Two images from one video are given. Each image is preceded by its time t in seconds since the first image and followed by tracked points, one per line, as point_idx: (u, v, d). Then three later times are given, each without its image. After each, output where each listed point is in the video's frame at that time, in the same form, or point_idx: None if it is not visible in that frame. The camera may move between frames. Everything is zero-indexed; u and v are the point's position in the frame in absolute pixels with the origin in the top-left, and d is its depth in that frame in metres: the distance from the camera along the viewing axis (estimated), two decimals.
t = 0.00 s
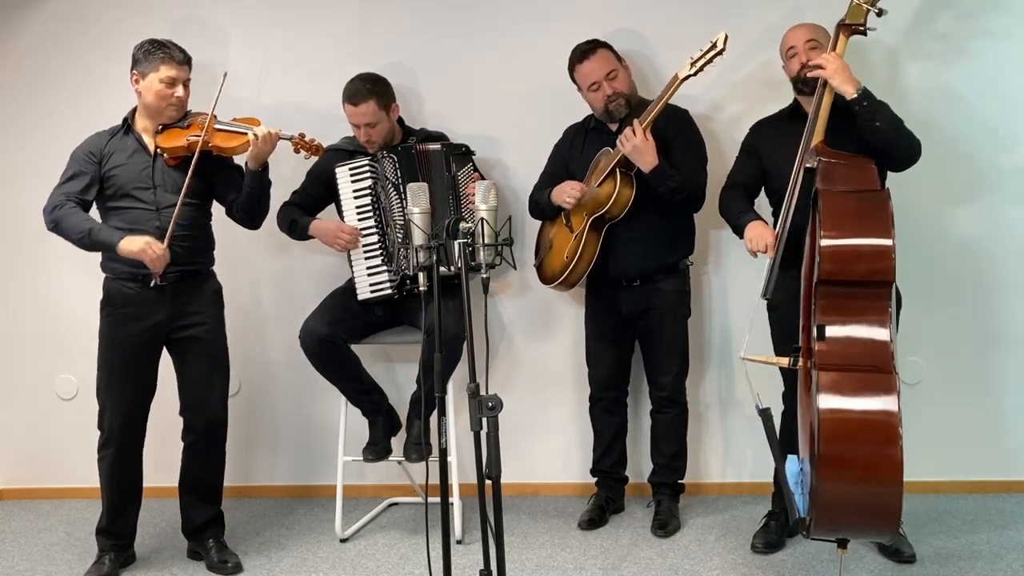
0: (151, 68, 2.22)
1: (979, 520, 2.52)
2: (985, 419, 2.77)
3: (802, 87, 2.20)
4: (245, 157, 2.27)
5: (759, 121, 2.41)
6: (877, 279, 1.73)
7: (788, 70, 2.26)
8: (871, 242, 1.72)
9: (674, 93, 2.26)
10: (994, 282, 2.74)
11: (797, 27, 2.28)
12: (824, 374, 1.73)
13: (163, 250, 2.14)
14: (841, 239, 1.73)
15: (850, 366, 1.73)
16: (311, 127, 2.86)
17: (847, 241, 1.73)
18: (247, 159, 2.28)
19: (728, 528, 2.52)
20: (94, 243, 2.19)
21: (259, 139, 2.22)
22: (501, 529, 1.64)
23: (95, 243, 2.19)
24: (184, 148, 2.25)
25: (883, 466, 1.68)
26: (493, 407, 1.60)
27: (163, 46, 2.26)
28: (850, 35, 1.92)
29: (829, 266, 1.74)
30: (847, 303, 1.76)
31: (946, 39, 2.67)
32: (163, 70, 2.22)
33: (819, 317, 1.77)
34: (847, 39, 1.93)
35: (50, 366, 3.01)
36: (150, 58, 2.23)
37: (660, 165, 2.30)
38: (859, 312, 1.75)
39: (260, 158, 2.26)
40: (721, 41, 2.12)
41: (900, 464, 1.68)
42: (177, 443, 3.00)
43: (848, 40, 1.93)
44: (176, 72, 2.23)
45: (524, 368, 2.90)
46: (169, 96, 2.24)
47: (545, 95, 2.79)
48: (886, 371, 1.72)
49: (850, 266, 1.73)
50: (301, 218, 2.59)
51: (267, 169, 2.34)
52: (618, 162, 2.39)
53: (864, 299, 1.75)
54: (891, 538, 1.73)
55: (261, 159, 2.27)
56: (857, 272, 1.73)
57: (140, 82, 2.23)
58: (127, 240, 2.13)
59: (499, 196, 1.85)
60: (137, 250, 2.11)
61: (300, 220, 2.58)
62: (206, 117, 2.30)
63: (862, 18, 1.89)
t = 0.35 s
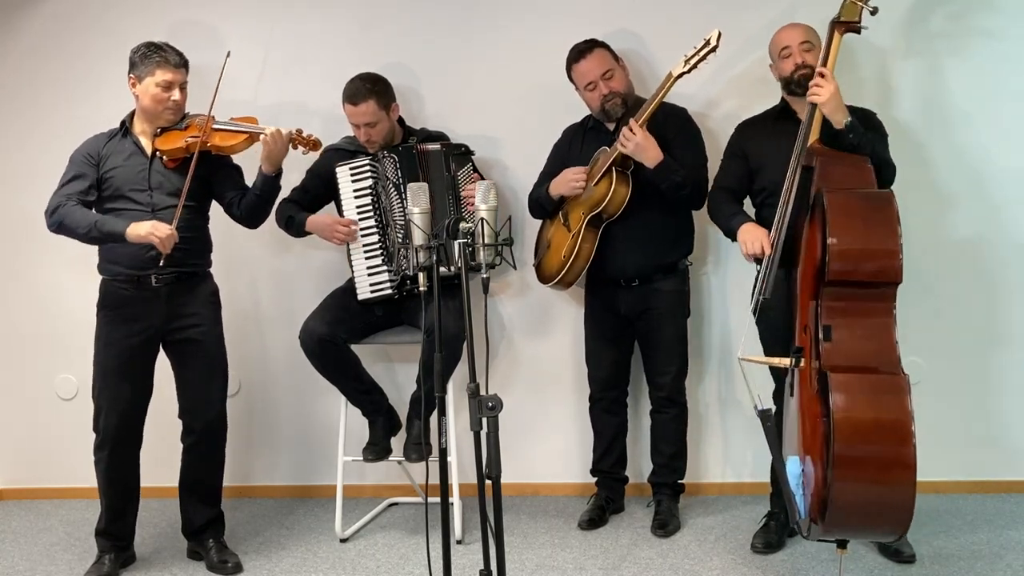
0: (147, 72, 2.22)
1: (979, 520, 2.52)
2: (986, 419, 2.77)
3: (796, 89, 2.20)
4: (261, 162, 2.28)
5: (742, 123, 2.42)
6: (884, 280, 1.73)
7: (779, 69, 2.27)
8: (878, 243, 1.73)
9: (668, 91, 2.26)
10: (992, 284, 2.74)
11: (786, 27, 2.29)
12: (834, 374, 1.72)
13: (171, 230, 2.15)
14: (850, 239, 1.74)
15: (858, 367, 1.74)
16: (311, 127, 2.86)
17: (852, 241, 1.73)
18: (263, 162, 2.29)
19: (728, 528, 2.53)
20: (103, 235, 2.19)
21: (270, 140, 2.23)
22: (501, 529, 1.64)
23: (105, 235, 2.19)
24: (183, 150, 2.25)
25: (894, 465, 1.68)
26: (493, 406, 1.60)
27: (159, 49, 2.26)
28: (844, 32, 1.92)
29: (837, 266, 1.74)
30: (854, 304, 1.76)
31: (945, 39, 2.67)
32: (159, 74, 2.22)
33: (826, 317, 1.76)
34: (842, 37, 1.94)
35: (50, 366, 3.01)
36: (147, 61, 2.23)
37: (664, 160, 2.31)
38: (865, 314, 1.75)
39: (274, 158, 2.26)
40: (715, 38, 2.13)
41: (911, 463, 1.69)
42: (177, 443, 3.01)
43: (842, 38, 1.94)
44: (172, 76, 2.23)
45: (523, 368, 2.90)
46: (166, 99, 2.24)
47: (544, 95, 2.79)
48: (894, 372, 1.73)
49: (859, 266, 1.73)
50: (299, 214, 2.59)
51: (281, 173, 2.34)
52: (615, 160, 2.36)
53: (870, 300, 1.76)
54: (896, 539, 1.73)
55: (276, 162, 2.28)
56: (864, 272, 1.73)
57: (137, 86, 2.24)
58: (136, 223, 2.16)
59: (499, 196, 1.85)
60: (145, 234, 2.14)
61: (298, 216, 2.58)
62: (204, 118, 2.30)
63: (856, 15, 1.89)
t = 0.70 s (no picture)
0: (147, 71, 2.22)
1: (979, 520, 2.52)
2: (987, 419, 2.77)
3: (792, 88, 2.22)
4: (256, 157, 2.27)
5: (733, 125, 2.43)
6: (891, 280, 1.74)
7: (772, 66, 2.27)
8: (886, 243, 1.73)
9: (667, 79, 2.29)
10: (993, 283, 2.74)
11: (782, 27, 2.30)
12: (843, 374, 1.71)
13: (173, 228, 2.13)
14: (857, 238, 1.74)
15: (865, 367, 1.74)
16: (311, 127, 2.86)
17: (860, 241, 1.73)
18: (257, 158, 2.27)
19: (728, 528, 2.52)
20: (104, 237, 2.18)
21: (271, 137, 2.22)
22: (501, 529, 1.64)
23: (106, 237, 2.18)
24: (181, 149, 2.25)
25: (903, 465, 1.68)
26: (493, 406, 1.60)
27: (159, 48, 2.26)
28: (847, 32, 1.92)
29: (846, 265, 1.73)
30: (860, 305, 1.76)
31: (945, 39, 2.67)
32: (159, 72, 2.22)
33: (834, 317, 1.76)
34: (845, 36, 1.93)
35: (50, 366, 3.01)
36: (146, 60, 2.23)
37: (660, 148, 2.33)
38: (872, 314, 1.76)
39: (270, 156, 2.26)
40: (712, 23, 2.18)
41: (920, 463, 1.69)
42: (177, 442, 3.00)
43: (845, 36, 1.94)
44: (172, 74, 2.23)
45: (523, 368, 2.90)
46: (166, 98, 2.24)
47: (544, 95, 2.79)
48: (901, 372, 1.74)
49: (867, 266, 1.73)
50: (298, 210, 2.59)
51: (276, 168, 2.33)
52: (613, 151, 2.39)
53: (876, 300, 1.76)
54: (899, 540, 1.74)
55: (271, 159, 2.27)
56: (871, 272, 1.74)
57: (137, 85, 2.24)
58: (137, 227, 2.14)
59: (498, 196, 1.85)
60: (149, 235, 2.12)
61: (297, 212, 2.58)
62: (203, 118, 2.29)
63: (859, 15, 1.90)
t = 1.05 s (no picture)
0: (146, 70, 2.22)
1: (979, 520, 2.52)
2: (987, 419, 2.77)
3: (794, 84, 2.23)
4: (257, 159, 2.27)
5: (735, 127, 2.43)
6: (889, 280, 1.73)
7: (774, 64, 2.28)
8: (885, 242, 1.73)
9: (667, 70, 2.33)
10: (993, 283, 2.75)
11: (784, 28, 2.32)
12: (838, 374, 1.72)
13: (162, 249, 2.14)
14: (856, 237, 1.74)
15: (863, 367, 1.74)
16: (311, 127, 2.86)
17: (858, 240, 1.73)
18: (258, 162, 2.28)
19: (728, 528, 2.53)
20: (94, 245, 2.19)
21: (270, 140, 2.22)
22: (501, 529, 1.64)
23: (96, 246, 2.19)
24: (180, 149, 2.24)
25: (900, 465, 1.68)
26: (493, 407, 1.60)
27: (157, 48, 2.25)
28: (852, 30, 1.92)
29: (843, 265, 1.73)
30: (859, 305, 1.76)
31: (945, 39, 2.67)
32: (158, 71, 2.22)
33: (832, 317, 1.76)
34: (849, 35, 1.93)
35: (50, 366, 3.01)
36: (145, 59, 2.23)
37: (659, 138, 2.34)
38: (870, 314, 1.75)
39: (270, 159, 2.26)
40: (715, 14, 2.25)
41: (916, 464, 1.68)
42: (177, 442, 3.01)
43: (849, 36, 1.93)
44: (171, 74, 2.23)
45: (523, 368, 2.90)
46: (164, 97, 2.24)
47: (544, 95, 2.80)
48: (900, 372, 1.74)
49: (865, 265, 1.73)
50: (298, 210, 2.59)
51: (276, 172, 2.34)
52: (613, 141, 2.41)
53: (874, 300, 1.76)
54: (897, 540, 1.73)
55: (271, 161, 2.27)
56: (870, 272, 1.73)
57: (135, 84, 2.24)
58: (126, 240, 2.14)
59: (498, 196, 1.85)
60: (136, 250, 2.12)
61: (297, 212, 2.58)
62: (201, 118, 2.29)
63: (864, 14, 1.89)
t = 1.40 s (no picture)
0: (144, 66, 2.21)
1: (979, 520, 2.52)
2: (987, 419, 2.77)
3: (801, 86, 2.23)
4: (253, 160, 2.28)
5: (749, 126, 2.42)
6: (891, 281, 1.73)
7: (784, 66, 2.28)
8: (887, 243, 1.72)
9: (666, 74, 2.34)
10: (994, 283, 2.75)
11: (794, 28, 2.31)
12: (836, 375, 1.72)
13: (176, 242, 2.12)
14: (858, 237, 1.73)
15: (862, 368, 1.74)
16: (311, 127, 2.86)
17: (861, 241, 1.73)
18: (256, 162, 2.28)
19: (728, 528, 2.53)
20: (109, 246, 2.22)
21: (266, 142, 2.22)
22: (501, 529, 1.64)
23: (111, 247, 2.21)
24: (179, 147, 2.24)
25: (899, 468, 1.67)
26: (493, 407, 1.60)
27: (155, 43, 2.25)
28: (859, 28, 1.92)
29: (843, 266, 1.74)
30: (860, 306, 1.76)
31: (947, 39, 2.67)
32: (157, 67, 2.21)
33: (832, 318, 1.76)
34: (857, 32, 1.93)
35: (50, 366, 3.01)
36: (143, 55, 2.22)
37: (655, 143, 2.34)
38: (873, 315, 1.75)
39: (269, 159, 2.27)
40: (714, 19, 2.26)
41: (915, 466, 1.67)
42: (177, 442, 3.00)
43: (857, 33, 1.93)
44: (170, 69, 2.23)
45: (523, 368, 2.90)
46: (163, 93, 2.24)
47: (544, 95, 2.80)
48: (902, 374, 1.73)
49: (865, 266, 1.73)
50: (297, 203, 2.59)
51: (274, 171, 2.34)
52: (611, 146, 2.41)
53: (877, 302, 1.75)
54: (898, 542, 1.73)
55: (269, 161, 2.28)
56: (871, 272, 1.73)
57: (134, 80, 2.23)
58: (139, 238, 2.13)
59: (498, 197, 1.85)
60: (150, 247, 2.11)
61: (297, 206, 2.58)
62: (201, 115, 2.27)
63: (872, 11, 1.89)
